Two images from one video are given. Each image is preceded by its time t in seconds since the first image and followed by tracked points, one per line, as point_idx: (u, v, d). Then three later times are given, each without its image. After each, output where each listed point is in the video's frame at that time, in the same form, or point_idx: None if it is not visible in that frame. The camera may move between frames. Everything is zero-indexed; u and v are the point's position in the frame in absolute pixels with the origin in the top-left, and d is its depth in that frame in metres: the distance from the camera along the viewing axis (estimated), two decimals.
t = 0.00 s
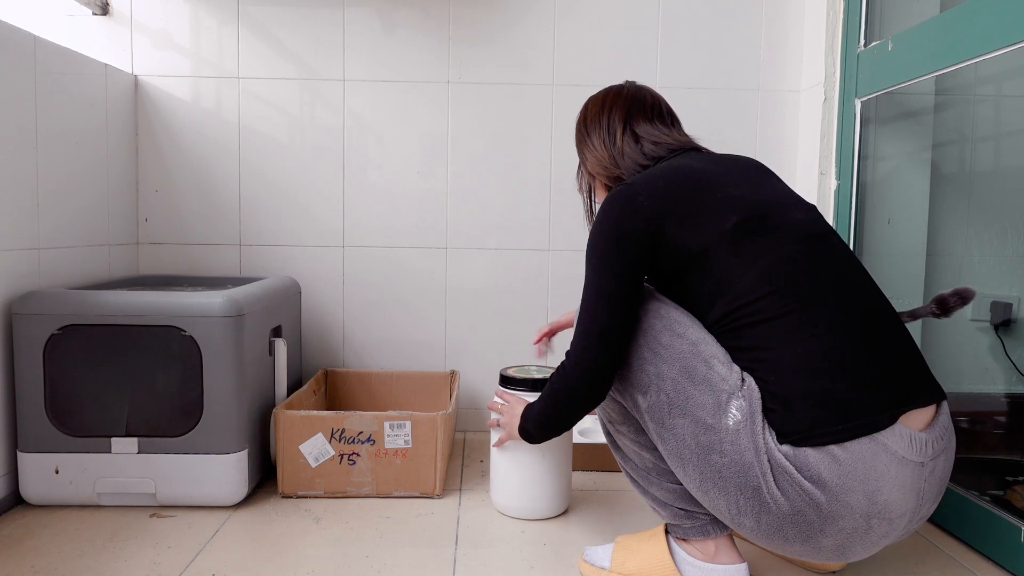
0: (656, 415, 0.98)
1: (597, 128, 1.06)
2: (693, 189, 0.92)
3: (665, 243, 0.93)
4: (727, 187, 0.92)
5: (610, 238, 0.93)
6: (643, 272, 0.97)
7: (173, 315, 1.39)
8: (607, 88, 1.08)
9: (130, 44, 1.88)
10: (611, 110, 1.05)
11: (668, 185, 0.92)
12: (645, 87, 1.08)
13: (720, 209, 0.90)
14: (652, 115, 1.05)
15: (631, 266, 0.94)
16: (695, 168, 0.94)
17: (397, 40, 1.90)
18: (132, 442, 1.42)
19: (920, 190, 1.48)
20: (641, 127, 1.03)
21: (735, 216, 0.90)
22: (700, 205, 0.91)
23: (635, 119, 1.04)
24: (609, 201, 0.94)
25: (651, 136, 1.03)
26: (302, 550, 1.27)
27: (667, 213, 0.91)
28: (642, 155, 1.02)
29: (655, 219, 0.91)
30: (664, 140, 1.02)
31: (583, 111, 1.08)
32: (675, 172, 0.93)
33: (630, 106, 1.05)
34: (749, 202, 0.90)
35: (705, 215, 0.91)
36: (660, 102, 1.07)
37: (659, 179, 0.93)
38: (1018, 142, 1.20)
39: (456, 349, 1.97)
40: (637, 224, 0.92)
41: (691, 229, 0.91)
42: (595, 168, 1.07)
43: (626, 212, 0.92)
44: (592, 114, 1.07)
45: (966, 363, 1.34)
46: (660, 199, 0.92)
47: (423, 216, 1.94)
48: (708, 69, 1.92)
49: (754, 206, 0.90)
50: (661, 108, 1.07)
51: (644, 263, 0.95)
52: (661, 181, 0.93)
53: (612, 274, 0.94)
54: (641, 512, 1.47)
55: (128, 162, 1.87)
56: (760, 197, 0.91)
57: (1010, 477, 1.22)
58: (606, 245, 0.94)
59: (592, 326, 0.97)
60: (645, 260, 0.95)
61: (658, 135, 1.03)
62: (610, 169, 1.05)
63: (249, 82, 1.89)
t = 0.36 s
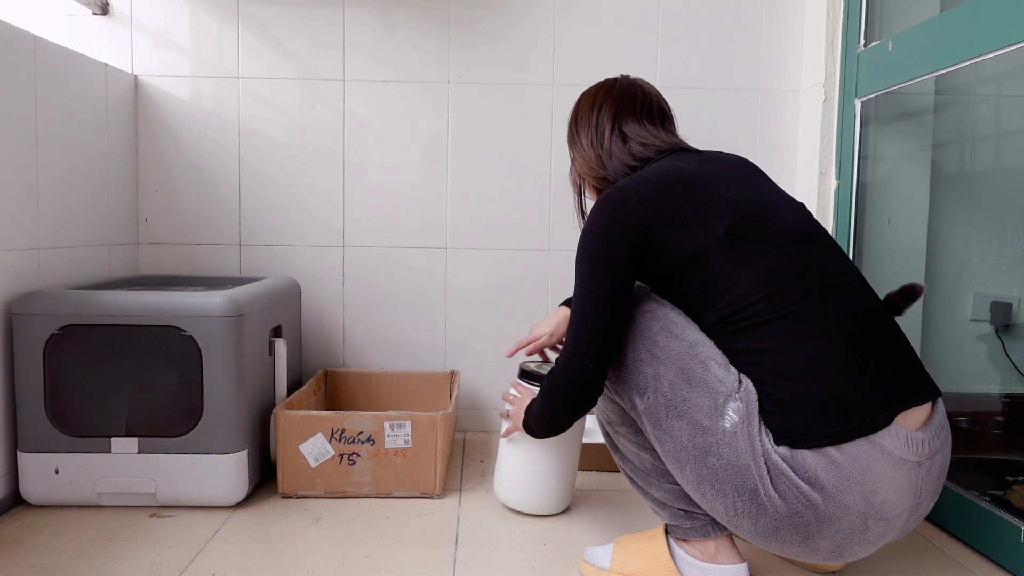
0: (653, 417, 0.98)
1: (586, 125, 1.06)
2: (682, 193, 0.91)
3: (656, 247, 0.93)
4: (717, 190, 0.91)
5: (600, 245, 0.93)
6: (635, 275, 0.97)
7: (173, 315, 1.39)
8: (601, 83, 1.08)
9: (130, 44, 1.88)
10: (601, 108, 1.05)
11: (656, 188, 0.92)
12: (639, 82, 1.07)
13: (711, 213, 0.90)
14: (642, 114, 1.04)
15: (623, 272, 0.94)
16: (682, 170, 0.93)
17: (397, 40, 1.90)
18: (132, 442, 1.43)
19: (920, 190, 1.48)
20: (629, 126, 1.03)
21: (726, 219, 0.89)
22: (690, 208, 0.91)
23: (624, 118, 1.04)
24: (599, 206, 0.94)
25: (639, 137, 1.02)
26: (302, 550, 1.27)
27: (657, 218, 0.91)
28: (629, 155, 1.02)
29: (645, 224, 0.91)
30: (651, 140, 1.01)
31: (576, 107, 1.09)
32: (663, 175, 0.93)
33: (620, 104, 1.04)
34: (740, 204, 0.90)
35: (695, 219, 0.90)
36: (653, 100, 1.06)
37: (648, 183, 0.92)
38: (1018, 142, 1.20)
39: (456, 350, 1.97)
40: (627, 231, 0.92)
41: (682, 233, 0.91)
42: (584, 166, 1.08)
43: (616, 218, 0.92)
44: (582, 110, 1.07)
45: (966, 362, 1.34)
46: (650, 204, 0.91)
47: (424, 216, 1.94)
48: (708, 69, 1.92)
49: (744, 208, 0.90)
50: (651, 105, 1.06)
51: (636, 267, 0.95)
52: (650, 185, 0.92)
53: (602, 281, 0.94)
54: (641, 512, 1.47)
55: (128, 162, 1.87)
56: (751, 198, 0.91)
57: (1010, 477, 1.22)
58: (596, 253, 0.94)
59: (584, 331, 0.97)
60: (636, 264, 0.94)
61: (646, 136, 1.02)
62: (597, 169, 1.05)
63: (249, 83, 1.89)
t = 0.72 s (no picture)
0: (646, 418, 0.98)
1: (572, 130, 1.06)
2: (671, 195, 0.91)
3: (646, 249, 0.93)
4: (706, 191, 0.91)
5: (588, 249, 0.94)
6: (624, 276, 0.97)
7: (173, 315, 1.39)
8: (585, 89, 1.08)
9: (130, 44, 1.88)
10: (587, 112, 1.05)
11: (645, 191, 0.91)
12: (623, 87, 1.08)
13: (701, 215, 0.90)
14: (629, 117, 1.05)
15: (612, 274, 0.95)
16: (671, 172, 0.93)
17: (397, 40, 1.90)
18: (132, 442, 1.42)
19: (919, 191, 1.48)
20: (616, 129, 1.03)
21: (716, 221, 0.89)
22: (680, 209, 0.91)
23: (611, 122, 1.04)
24: (588, 209, 0.94)
25: (627, 138, 1.02)
26: (302, 550, 1.27)
27: (648, 221, 0.91)
28: (619, 157, 1.02)
29: (633, 227, 0.91)
30: (640, 141, 1.02)
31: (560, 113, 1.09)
32: (653, 176, 0.92)
33: (607, 108, 1.05)
34: (730, 204, 0.90)
35: (684, 222, 0.90)
36: (638, 103, 1.07)
37: (638, 186, 0.92)
38: (1018, 142, 1.20)
39: (456, 350, 1.97)
40: (616, 235, 0.92)
41: (673, 235, 0.91)
42: (571, 170, 1.08)
43: (605, 221, 0.92)
44: (568, 115, 1.07)
45: (966, 363, 1.34)
46: (640, 208, 0.91)
47: (424, 216, 1.94)
48: (708, 69, 1.92)
49: (735, 208, 0.89)
50: (638, 108, 1.06)
51: (626, 267, 0.95)
52: (639, 187, 0.92)
53: (589, 285, 0.95)
54: (641, 512, 1.47)
55: (129, 162, 1.87)
56: (742, 198, 0.90)
57: (1010, 477, 1.21)
58: (583, 258, 0.94)
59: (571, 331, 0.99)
60: (627, 266, 0.95)
61: (634, 138, 1.02)
62: (586, 171, 1.05)
63: (249, 83, 1.89)
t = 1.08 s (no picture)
0: (643, 418, 0.98)
1: (574, 121, 1.06)
2: (666, 195, 0.91)
3: (641, 250, 0.93)
4: (702, 190, 0.91)
5: (582, 250, 0.95)
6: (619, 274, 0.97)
7: (173, 315, 1.39)
8: (589, 77, 1.08)
9: (130, 44, 1.88)
10: (589, 103, 1.05)
11: (641, 190, 0.92)
12: (627, 77, 1.07)
13: (697, 215, 0.90)
14: (631, 109, 1.04)
15: (607, 274, 0.95)
16: (666, 170, 0.92)
17: (397, 41, 1.90)
18: (132, 442, 1.42)
19: (919, 191, 1.48)
20: (617, 122, 1.03)
21: (711, 223, 0.89)
22: (677, 209, 0.91)
23: (612, 114, 1.04)
24: (583, 207, 0.95)
25: (627, 132, 1.02)
26: (302, 550, 1.27)
27: (643, 222, 0.91)
28: (618, 153, 1.02)
29: (626, 228, 0.92)
30: (640, 137, 1.02)
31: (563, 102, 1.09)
32: (649, 175, 0.92)
33: (609, 99, 1.04)
34: (726, 204, 0.90)
35: (679, 222, 0.90)
36: (641, 95, 1.06)
37: (633, 185, 0.92)
38: (1018, 142, 1.19)
39: (455, 350, 1.97)
40: (610, 236, 0.93)
41: (671, 236, 0.91)
42: (572, 161, 1.08)
43: (600, 222, 0.93)
44: (571, 105, 1.06)
45: (966, 363, 1.34)
46: (635, 209, 0.91)
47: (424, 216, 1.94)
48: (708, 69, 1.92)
49: (732, 208, 0.89)
50: (640, 100, 1.06)
51: (622, 265, 0.96)
52: (634, 187, 0.92)
53: (584, 285, 0.96)
54: (641, 512, 1.47)
55: (129, 163, 1.87)
56: (738, 198, 0.90)
57: (1010, 477, 1.21)
58: (577, 258, 0.95)
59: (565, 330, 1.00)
60: (622, 265, 0.96)
61: (633, 132, 1.02)
62: (586, 164, 1.05)
63: (249, 83, 1.89)
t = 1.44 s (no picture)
0: (646, 419, 0.98)
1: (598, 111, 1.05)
2: (677, 195, 0.90)
3: (651, 251, 0.92)
4: (713, 192, 0.91)
5: (591, 250, 0.94)
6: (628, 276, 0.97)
7: (173, 315, 1.39)
8: (625, 58, 1.03)
9: (130, 44, 1.88)
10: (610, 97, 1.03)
11: (653, 190, 0.91)
12: (660, 66, 1.00)
13: (707, 216, 0.89)
14: (651, 108, 1.00)
15: (616, 274, 0.95)
16: (678, 168, 0.92)
17: (397, 40, 1.90)
18: (132, 442, 1.43)
19: (920, 191, 1.48)
20: (630, 124, 1.00)
21: (721, 224, 0.89)
22: (687, 210, 0.90)
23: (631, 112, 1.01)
24: (596, 205, 0.95)
25: (639, 137, 1.00)
26: (302, 550, 1.27)
27: (651, 223, 0.91)
28: (629, 156, 1.03)
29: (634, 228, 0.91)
30: (651, 143, 1.00)
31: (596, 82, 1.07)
32: (661, 174, 0.92)
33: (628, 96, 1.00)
34: (736, 206, 0.89)
35: (689, 223, 0.90)
36: (668, 89, 1.00)
37: (645, 185, 0.92)
38: (1018, 142, 1.19)
39: (455, 349, 1.97)
40: (620, 237, 0.92)
41: (682, 236, 0.90)
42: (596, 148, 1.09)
43: (610, 221, 0.92)
44: (599, 89, 1.05)
45: (966, 362, 1.34)
46: (645, 209, 0.91)
47: (423, 216, 1.94)
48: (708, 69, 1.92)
49: (740, 210, 0.89)
50: (666, 89, 1.00)
51: (632, 266, 0.95)
52: (646, 186, 0.92)
53: (595, 285, 0.95)
54: (641, 512, 1.47)
55: (129, 162, 1.87)
56: (747, 200, 0.90)
57: (1010, 477, 1.22)
58: (587, 258, 0.95)
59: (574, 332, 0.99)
60: (631, 266, 0.95)
61: (644, 139, 1.00)
62: (604, 159, 1.08)
63: (249, 82, 1.89)
